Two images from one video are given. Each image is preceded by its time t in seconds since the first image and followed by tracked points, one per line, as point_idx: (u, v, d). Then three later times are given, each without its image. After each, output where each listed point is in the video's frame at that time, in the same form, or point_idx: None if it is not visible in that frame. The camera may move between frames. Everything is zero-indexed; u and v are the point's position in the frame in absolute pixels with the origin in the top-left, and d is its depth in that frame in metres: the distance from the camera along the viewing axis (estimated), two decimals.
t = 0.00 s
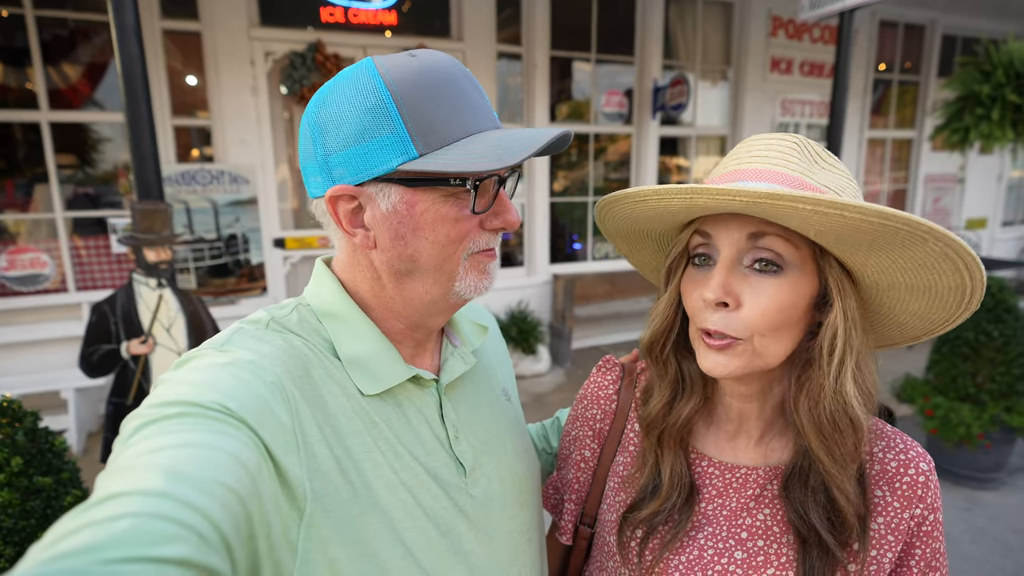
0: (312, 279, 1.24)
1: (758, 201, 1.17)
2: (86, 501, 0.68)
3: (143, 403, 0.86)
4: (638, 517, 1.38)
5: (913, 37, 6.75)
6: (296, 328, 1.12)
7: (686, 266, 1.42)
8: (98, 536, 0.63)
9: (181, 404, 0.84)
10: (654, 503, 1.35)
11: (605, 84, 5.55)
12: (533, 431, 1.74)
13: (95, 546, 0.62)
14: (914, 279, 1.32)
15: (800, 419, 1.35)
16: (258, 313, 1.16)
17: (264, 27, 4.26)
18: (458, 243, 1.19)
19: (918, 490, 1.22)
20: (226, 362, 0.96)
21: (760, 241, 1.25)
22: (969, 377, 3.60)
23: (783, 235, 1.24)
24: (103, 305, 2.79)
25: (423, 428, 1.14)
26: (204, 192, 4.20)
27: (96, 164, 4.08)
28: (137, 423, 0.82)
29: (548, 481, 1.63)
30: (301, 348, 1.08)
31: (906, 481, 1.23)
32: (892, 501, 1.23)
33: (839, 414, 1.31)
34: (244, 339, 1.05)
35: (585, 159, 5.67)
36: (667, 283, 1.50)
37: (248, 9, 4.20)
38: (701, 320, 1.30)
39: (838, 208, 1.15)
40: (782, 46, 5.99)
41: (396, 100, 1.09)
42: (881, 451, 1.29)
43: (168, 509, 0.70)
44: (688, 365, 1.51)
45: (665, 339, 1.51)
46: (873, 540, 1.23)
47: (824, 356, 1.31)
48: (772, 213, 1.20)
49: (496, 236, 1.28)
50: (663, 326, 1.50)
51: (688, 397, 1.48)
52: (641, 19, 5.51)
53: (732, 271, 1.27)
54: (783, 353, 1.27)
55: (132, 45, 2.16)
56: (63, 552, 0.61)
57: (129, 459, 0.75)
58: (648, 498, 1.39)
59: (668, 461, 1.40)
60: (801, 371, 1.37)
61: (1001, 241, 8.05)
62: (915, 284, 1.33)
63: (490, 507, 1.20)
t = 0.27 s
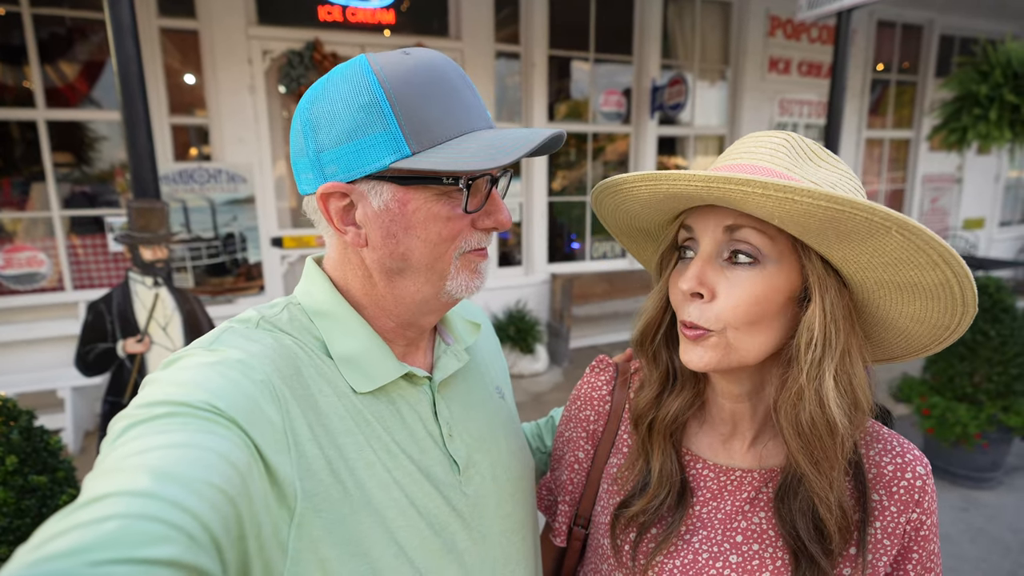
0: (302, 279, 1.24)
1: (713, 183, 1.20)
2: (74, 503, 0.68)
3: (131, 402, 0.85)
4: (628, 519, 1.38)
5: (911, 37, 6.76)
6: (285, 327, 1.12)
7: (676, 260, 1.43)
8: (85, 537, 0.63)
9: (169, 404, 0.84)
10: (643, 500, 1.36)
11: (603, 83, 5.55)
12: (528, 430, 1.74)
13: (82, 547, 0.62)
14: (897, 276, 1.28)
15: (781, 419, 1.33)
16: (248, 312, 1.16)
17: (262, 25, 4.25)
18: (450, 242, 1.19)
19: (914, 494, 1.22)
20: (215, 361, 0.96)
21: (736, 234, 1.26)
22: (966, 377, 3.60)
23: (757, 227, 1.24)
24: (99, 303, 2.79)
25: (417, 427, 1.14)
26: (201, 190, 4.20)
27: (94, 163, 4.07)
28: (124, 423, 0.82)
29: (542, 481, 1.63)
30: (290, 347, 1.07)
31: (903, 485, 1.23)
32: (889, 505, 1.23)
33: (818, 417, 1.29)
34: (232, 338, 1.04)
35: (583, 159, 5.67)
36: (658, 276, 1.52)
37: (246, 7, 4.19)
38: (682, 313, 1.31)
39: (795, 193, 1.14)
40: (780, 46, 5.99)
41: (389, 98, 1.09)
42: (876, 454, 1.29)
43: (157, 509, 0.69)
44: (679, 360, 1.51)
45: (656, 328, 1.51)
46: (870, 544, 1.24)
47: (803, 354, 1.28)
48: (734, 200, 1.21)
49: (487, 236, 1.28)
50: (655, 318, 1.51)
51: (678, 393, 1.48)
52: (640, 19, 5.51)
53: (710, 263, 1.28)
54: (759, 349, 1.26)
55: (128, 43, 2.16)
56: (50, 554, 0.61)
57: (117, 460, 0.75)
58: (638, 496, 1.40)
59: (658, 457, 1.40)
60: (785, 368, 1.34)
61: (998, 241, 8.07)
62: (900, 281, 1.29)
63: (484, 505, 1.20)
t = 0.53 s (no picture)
0: (303, 280, 1.24)
1: (765, 181, 1.17)
2: (70, 507, 0.68)
3: (131, 404, 0.85)
4: (633, 527, 1.37)
5: (911, 37, 6.76)
6: (287, 329, 1.12)
7: (684, 262, 1.42)
8: (80, 542, 0.63)
9: (167, 407, 0.84)
10: (649, 514, 1.35)
11: (603, 83, 5.55)
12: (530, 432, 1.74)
13: (78, 552, 0.62)
14: (916, 273, 1.32)
15: (804, 421, 1.34)
16: (249, 315, 1.15)
17: (262, 25, 4.25)
18: (450, 246, 1.19)
19: (920, 497, 1.23)
20: (215, 364, 0.96)
21: (763, 234, 1.26)
22: (967, 376, 3.60)
23: (785, 227, 1.25)
24: (99, 304, 2.79)
25: (419, 430, 1.14)
26: (201, 190, 4.19)
27: (94, 163, 4.07)
28: (124, 425, 0.81)
29: (545, 484, 1.63)
30: (291, 349, 1.07)
31: (908, 487, 1.24)
32: (894, 508, 1.24)
33: (844, 417, 1.30)
34: (233, 341, 1.04)
35: (583, 159, 5.67)
36: (665, 283, 1.50)
37: (246, 7, 4.19)
38: (703, 317, 1.29)
39: (850, 190, 1.15)
40: (780, 45, 5.99)
41: (391, 100, 1.08)
42: (881, 456, 1.29)
43: (156, 513, 0.69)
44: (684, 371, 1.51)
45: (662, 341, 1.51)
46: (875, 547, 1.24)
47: (827, 351, 1.31)
48: (779, 197, 1.20)
49: (488, 241, 1.27)
50: (660, 328, 1.50)
51: (685, 402, 1.48)
52: (640, 19, 5.51)
53: (734, 264, 1.27)
54: (784, 351, 1.27)
55: (128, 43, 2.15)
56: (45, 559, 0.61)
57: (114, 463, 0.74)
58: (643, 510, 1.38)
59: (663, 471, 1.39)
60: (805, 370, 1.37)
61: (998, 241, 8.06)
62: (917, 279, 1.33)
63: (485, 506, 1.20)
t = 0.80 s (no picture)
0: (308, 279, 1.24)
1: (777, 183, 1.16)
2: (75, 502, 0.68)
3: (136, 401, 0.85)
4: (634, 524, 1.37)
5: (913, 35, 6.74)
6: (292, 327, 1.12)
7: (687, 261, 1.41)
8: (86, 537, 0.63)
9: (172, 404, 0.84)
10: (651, 511, 1.35)
11: (604, 82, 5.54)
12: (533, 431, 1.74)
13: (82, 548, 0.62)
14: (921, 273, 1.32)
15: (808, 418, 1.35)
16: (254, 312, 1.15)
17: (263, 25, 4.25)
18: (455, 248, 1.19)
19: (921, 493, 1.22)
20: (220, 361, 0.96)
21: (769, 235, 1.26)
22: (969, 375, 3.59)
23: (790, 227, 1.25)
24: (101, 304, 2.79)
25: (422, 428, 1.14)
26: (202, 190, 4.19)
27: (95, 163, 4.08)
28: (130, 421, 0.81)
29: (547, 481, 1.62)
30: (296, 347, 1.07)
31: (910, 484, 1.23)
32: (895, 504, 1.23)
33: (847, 413, 1.31)
34: (237, 338, 1.04)
35: (584, 158, 5.67)
36: (667, 283, 1.49)
37: (247, 7, 4.19)
38: (707, 316, 1.29)
39: (861, 192, 1.14)
40: (781, 44, 5.98)
41: (398, 100, 1.08)
42: (883, 453, 1.29)
43: (160, 509, 0.69)
44: (688, 370, 1.51)
45: (666, 341, 1.50)
46: (877, 544, 1.23)
47: (831, 348, 1.31)
48: (789, 198, 1.19)
49: (494, 243, 1.27)
50: (663, 327, 1.49)
51: (688, 400, 1.47)
52: (641, 18, 5.50)
53: (740, 264, 1.26)
54: (790, 350, 1.27)
55: (129, 44, 2.15)
56: (50, 554, 0.61)
57: (120, 459, 0.74)
58: (645, 506, 1.38)
59: (666, 468, 1.39)
60: (808, 366, 1.37)
61: (1001, 239, 8.04)
62: (921, 278, 1.33)
63: (488, 506, 1.20)
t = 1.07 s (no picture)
0: (305, 275, 1.24)
1: (764, 184, 1.16)
2: (72, 500, 0.68)
3: (133, 398, 0.85)
4: (629, 520, 1.37)
5: (913, 32, 6.73)
6: (290, 324, 1.12)
7: (682, 259, 1.41)
8: (84, 534, 0.63)
9: (169, 401, 0.83)
10: (647, 507, 1.35)
11: (604, 80, 5.53)
12: (530, 428, 1.74)
13: (80, 545, 0.62)
14: (914, 267, 1.32)
15: (801, 414, 1.35)
16: (252, 309, 1.16)
17: (261, 24, 4.24)
18: (451, 242, 1.18)
19: (914, 489, 1.22)
20: (217, 358, 0.96)
21: (759, 233, 1.25)
22: (968, 372, 3.60)
23: (781, 225, 1.25)
24: (100, 303, 2.79)
25: (418, 426, 1.14)
26: (201, 189, 4.19)
27: (94, 162, 4.07)
28: (126, 419, 0.81)
29: (543, 477, 1.63)
30: (294, 344, 1.07)
31: (904, 480, 1.23)
32: (889, 500, 1.23)
33: (841, 409, 1.31)
34: (235, 335, 1.04)
35: (583, 156, 5.66)
36: (663, 281, 1.49)
37: (245, 5, 4.18)
38: (701, 315, 1.29)
39: (846, 191, 1.14)
40: (781, 41, 5.97)
41: (394, 95, 1.08)
42: (878, 449, 1.29)
43: (157, 507, 0.69)
44: (684, 366, 1.51)
45: (661, 339, 1.51)
46: (869, 540, 1.23)
47: (824, 347, 1.31)
48: (776, 198, 1.19)
49: (491, 238, 1.27)
50: (659, 325, 1.49)
51: (684, 397, 1.48)
52: (640, 15, 5.49)
53: (732, 263, 1.26)
54: (784, 346, 1.27)
55: (127, 42, 2.15)
56: (49, 552, 0.61)
57: (117, 457, 0.74)
58: (640, 502, 1.38)
59: (661, 464, 1.39)
60: (801, 362, 1.37)
61: (1000, 236, 8.04)
62: (915, 272, 1.33)
63: (485, 503, 1.20)
